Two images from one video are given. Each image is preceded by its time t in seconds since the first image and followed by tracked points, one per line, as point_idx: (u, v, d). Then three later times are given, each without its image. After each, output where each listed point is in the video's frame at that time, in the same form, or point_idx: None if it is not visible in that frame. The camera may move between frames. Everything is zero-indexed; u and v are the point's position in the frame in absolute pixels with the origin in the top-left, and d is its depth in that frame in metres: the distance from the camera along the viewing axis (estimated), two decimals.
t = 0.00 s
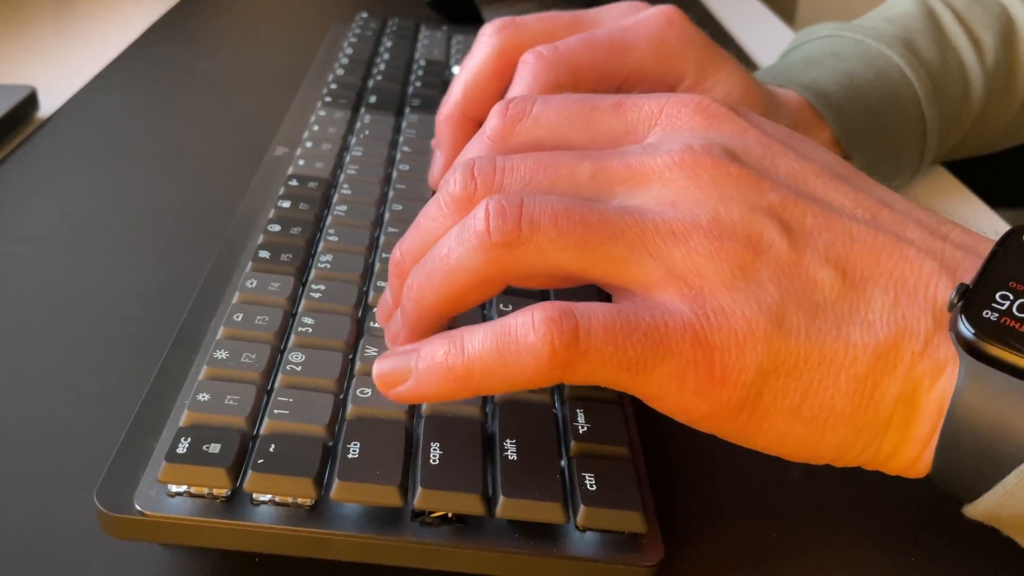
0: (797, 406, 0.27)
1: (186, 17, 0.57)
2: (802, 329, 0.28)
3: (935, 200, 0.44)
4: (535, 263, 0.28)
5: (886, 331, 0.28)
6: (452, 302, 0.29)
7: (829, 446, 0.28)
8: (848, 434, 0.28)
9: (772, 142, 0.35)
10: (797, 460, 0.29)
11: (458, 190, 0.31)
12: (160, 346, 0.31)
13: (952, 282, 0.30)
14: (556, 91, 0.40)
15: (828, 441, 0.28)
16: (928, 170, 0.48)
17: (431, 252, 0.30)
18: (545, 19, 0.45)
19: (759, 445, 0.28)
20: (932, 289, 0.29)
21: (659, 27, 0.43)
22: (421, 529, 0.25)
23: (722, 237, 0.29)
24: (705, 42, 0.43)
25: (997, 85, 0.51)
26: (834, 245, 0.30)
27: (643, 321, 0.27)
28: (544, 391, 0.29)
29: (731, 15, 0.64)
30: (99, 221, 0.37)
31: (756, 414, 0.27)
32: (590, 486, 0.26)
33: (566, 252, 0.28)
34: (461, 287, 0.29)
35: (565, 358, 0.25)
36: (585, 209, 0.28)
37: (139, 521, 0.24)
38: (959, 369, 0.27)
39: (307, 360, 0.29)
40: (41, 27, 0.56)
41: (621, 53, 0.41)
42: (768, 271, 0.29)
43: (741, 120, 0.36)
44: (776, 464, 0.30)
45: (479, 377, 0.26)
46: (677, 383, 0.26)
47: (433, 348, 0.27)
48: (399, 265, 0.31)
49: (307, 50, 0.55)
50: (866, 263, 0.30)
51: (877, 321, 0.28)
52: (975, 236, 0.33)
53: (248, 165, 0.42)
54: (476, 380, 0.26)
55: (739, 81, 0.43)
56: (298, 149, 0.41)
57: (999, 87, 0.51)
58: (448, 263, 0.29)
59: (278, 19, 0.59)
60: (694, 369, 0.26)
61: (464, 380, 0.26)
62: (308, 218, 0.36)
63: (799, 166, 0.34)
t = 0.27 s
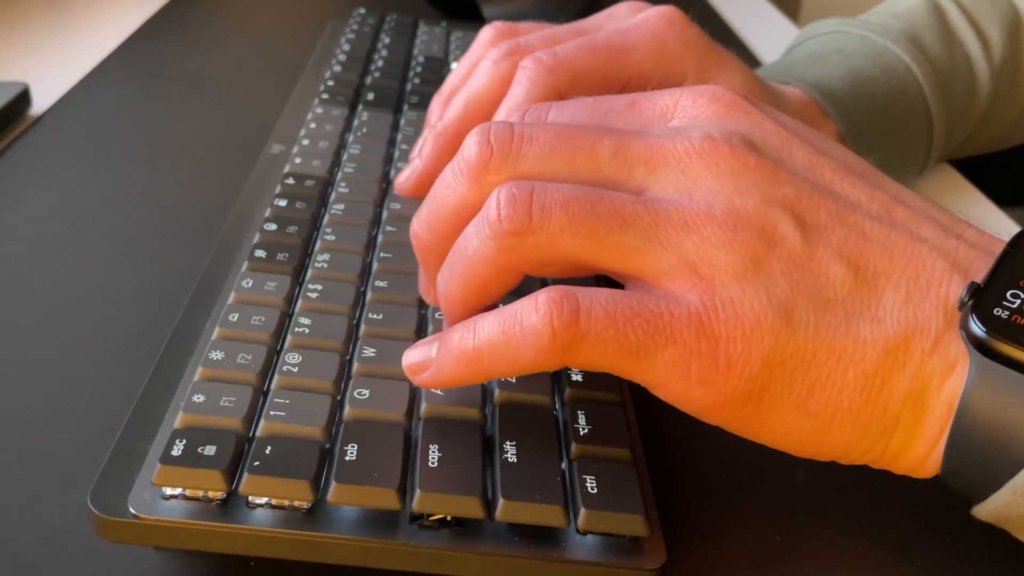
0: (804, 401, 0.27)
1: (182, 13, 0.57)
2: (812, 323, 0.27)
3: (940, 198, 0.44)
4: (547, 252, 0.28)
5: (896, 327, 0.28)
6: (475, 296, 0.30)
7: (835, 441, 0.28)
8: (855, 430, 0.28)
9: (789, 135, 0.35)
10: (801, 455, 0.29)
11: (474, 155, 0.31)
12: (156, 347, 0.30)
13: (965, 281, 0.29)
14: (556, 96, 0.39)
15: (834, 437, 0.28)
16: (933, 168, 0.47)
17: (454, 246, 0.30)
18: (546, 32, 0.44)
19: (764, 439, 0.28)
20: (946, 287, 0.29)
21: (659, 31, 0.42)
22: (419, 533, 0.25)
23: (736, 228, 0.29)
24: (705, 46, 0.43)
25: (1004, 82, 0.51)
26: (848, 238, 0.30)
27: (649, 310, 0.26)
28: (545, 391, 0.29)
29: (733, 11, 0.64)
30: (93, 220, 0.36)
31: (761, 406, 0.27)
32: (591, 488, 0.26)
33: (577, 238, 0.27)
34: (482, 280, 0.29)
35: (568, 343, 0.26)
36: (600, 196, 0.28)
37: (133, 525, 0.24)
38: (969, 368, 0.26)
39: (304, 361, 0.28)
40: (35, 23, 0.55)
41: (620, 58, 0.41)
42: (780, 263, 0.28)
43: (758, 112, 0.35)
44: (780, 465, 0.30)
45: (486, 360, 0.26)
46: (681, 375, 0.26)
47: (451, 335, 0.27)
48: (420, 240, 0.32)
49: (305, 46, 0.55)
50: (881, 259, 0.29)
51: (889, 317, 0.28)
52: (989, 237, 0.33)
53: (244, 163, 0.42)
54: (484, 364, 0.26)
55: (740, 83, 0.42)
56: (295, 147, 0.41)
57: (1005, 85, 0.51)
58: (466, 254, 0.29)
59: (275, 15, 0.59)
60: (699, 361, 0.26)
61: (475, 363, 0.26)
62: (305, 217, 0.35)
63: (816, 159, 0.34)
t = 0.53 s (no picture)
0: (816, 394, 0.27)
1: (180, 12, 0.57)
2: (824, 314, 0.27)
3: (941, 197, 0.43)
4: (556, 239, 0.28)
5: (908, 321, 0.27)
6: (490, 289, 0.31)
7: (845, 437, 0.27)
8: (866, 424, 0.27)
9: (800, 127, 0.35)
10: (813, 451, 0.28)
11: (481, 161, 0.32)
12: (154, 347, 0.30)
13: (976, 276, 0.29)
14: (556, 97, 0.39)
15: (845, 431, 0.27)
16: (936, 167, 0.47)
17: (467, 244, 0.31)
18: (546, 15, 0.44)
19: (774, 433, 0.28)
20: (957, 282, 0.29)
21: (657, 28, 0.42)
22: (419, 535, 0.24)
23: (747, 217, 0.29)
24: (704, 40, 0.43)
25: (1008, 81, 0.50)
26: (859, 231, 0.30)
27: (660, 299, 0.26)
28: (545, 392, 0.29)
29: (735, 9, 0.64)
30: (90, 220, 0.36)
31: (773, 399, 0.27)
32: (592, 490, 0.26)
33: (585, 226, 0.27)
34: (494, 272, 0.30)
35: (578, 333, 0.25)
36: (609, 185, 0.28)
37: (130, 527, 0.24)
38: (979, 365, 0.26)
39: (302, 362, 0.28)
40: (32, 22, 0.55)
41: (619, 55, 0.41)
42: (791, 254, 0.28)
43: (770, 103, 0.35)
44: (783, 466, 0.30)
45: (497, 352, 0.26)
46: (692, 366, 0.26)
47: (460, 329, 0.27)
48: (441, 249, 0.33)
49: (303, 45, 0.54)
50: (892, 252, 0.29)
51: (901, 311, 0.27)
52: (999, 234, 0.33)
53: (243, 163, 0.41)
54: (495, 356, 0.26)
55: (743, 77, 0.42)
56: (293, 146, 0.41)
57: (1008, 84, 0.50)
58: (477, 247, 0.30)
59: (273, 13, 0.59)
60: (711, 352, 0.26)
61: (485, 355, 0.26)
62: (304, 216, 0.35)
63: (827, 152, 0.34)
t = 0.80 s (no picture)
0: (820, 393, 0.27)
1: (179, 12, 0.57)
2: (827, 313, 0.27)
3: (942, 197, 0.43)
4: (555, 240, 0.27)
5: (910, 317, 0.27)
6: (465, 287, 0.29)
7: (851, 436, 0.27)
8: (872, 423, 0.27)
9: (795, 128, 0.35)
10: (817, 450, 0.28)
11: (473, 185, 0.30)
12: (154, 347, 0.30)
13: (977, 269, 0.29)
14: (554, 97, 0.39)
15: (850, 430, 0.27)
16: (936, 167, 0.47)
17: (445, 234, 0.29)
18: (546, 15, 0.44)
19: (780, 434, 0.28)
20: (957, 276, 0.29)
21: (657, 27, 0.42)
22: (419, 535, 0.24)
23: (745, 219, 0.29)
24: (705, 41, 0.42)
25: (1008, 81, 0.50)
26: (857, 229, 0.30)
27: (664, 300, 0.26)
28: (545, 392, 0.29)
29: (735, 9, 0.64)
30: (90, 220, 0.36)
31: (777, 399, 0.27)
32: (592, 490, 0.26)
33: (587, 227, 0.27)
34: (474, 269, 0.29)
35: (587, 336, 0.25)
36: (607, 188, 0.28)
37: (130, 527, 0.24)
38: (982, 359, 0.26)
39: (302, 362, 0.28)
40: (32, 22, 0.55)
41: (617, 55, 0.41)
42: (791, 254, 0.28)
43: (761, 104, 0.35)
44: (784, 465, 0.30)
45: (496, 353, 0.26)
46: (699, 367, 0.26)
47: (447, 326, 0.26)
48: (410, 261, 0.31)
49: (303, 45, 0.54)
50: (891, 249, 0.29)
51: (902, 307, 0.27)
52: (997, 228, 0.33)
53: (242, 163, 0.41)
54: (494, 356, 0.26)
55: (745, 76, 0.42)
56: (293, 146, 0.41)
57: (1008, 83, 0.50)
58: (463, 242, 0.28)
59: (273, 14, 0.59)
60: (716, 353, 0.26)
61: (479, 359, 0.26)
62: (304, 216, 0.35)
63: (822, 152, 0.34)
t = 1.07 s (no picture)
0: (811, 398, 0.27)
1: (180, 12, 0.57)
2: (821, 321, 0.27)
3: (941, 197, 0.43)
4: (549, 267, 0.28)
5: (905, 325, 0.27)
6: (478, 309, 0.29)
7: (842, 440, 0.27)
8: (863, 427, 0.27)
9: (795, 133, 0.35)
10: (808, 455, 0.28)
11: (473, 161, 0.30)
12: (155, 347, 0.30)
13: (972, 278, 0.29)
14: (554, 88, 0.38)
15: (842, 434, 0.27)
16: (936, 167, 0.47)
17: (451, 263, 0.29)
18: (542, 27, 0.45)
19: (770, 439, 0.28)
20: (953, 286, 0.29)
21: (658, 23, 0.42)
22: (419, 535, 0.24)
23: (744, 225, 0.29)
24: (703, 38, 0.43)
25: (1007, 81, 0.50)
26: (854, 237, 0.30)
27: (654, 308, 0.26)
28: (545, 391, 0.29)
29: (735, 9, 0.64)
30: (91, 220, 0.36)
31: (768, 404, 0.27)
32: (592, 490, 0.26)
33: (579, 246, 0.27)
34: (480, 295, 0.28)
35: (573, 339, 0.25)
36: (603, 203, 0.28)
37: (130, 526, 0.24)
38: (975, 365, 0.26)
39: (302, 361, 0.28)
40: (33, 22, 0.55)
41: (618, 49, 0.40)
42: (788, 262, 0.28)
43: (764, 108, 0.35)
44: (782, 464, 0.30)
45: (488, 355, 0.26)
46: (687, 372, 0.26)
47: (447, 328, 0.27)
48: (415, 244, 0.31)
49: (304, 45, 0.55)
50: (889, 259, 0.29)
51: (896, 315, 0.27)
52: (993, 234, 0.33)
53: (243, 163, 0.42)
54: (484, 359, 0.26)
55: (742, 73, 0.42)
56: (293, 146, 0.41)
57: (1007, 84, 0.51)
58: (466, 271, 0.28)
59: (274, 14, 0.59)
60: (705, 359, 0.26)
61: (473, 360, 0.26)
62: (304, 216, 0.35)
63: (821, 157, 0.34)
